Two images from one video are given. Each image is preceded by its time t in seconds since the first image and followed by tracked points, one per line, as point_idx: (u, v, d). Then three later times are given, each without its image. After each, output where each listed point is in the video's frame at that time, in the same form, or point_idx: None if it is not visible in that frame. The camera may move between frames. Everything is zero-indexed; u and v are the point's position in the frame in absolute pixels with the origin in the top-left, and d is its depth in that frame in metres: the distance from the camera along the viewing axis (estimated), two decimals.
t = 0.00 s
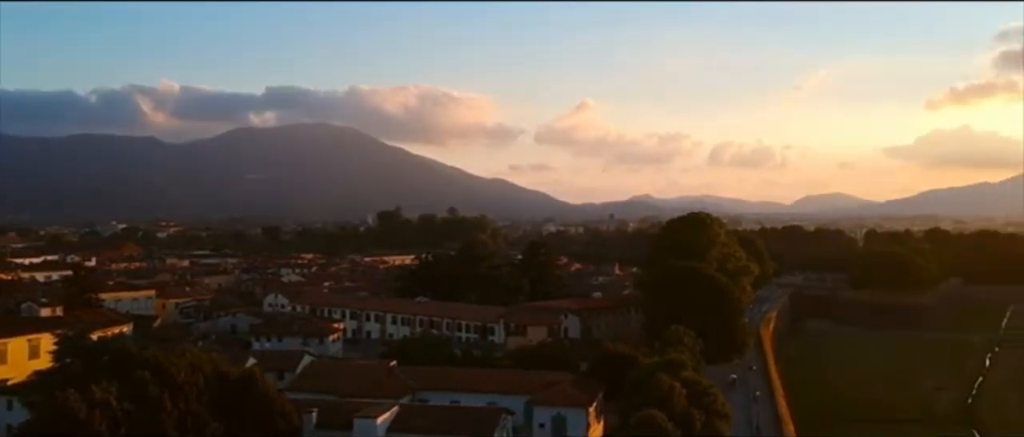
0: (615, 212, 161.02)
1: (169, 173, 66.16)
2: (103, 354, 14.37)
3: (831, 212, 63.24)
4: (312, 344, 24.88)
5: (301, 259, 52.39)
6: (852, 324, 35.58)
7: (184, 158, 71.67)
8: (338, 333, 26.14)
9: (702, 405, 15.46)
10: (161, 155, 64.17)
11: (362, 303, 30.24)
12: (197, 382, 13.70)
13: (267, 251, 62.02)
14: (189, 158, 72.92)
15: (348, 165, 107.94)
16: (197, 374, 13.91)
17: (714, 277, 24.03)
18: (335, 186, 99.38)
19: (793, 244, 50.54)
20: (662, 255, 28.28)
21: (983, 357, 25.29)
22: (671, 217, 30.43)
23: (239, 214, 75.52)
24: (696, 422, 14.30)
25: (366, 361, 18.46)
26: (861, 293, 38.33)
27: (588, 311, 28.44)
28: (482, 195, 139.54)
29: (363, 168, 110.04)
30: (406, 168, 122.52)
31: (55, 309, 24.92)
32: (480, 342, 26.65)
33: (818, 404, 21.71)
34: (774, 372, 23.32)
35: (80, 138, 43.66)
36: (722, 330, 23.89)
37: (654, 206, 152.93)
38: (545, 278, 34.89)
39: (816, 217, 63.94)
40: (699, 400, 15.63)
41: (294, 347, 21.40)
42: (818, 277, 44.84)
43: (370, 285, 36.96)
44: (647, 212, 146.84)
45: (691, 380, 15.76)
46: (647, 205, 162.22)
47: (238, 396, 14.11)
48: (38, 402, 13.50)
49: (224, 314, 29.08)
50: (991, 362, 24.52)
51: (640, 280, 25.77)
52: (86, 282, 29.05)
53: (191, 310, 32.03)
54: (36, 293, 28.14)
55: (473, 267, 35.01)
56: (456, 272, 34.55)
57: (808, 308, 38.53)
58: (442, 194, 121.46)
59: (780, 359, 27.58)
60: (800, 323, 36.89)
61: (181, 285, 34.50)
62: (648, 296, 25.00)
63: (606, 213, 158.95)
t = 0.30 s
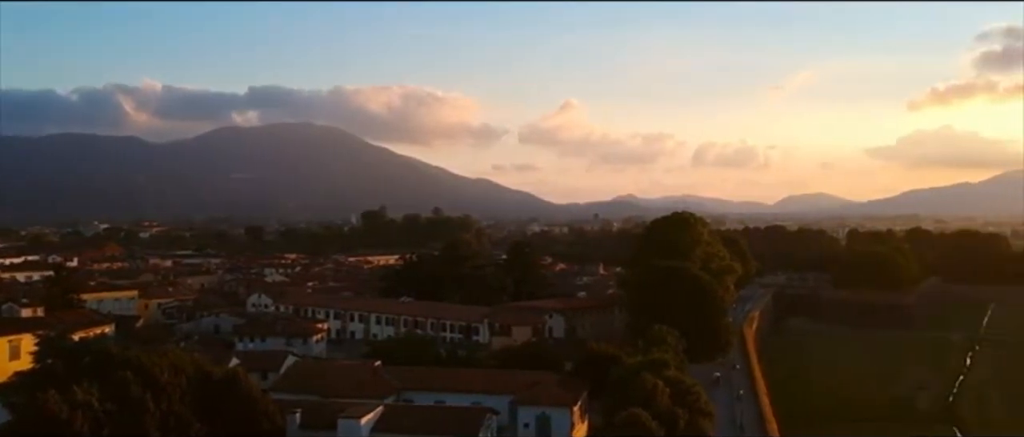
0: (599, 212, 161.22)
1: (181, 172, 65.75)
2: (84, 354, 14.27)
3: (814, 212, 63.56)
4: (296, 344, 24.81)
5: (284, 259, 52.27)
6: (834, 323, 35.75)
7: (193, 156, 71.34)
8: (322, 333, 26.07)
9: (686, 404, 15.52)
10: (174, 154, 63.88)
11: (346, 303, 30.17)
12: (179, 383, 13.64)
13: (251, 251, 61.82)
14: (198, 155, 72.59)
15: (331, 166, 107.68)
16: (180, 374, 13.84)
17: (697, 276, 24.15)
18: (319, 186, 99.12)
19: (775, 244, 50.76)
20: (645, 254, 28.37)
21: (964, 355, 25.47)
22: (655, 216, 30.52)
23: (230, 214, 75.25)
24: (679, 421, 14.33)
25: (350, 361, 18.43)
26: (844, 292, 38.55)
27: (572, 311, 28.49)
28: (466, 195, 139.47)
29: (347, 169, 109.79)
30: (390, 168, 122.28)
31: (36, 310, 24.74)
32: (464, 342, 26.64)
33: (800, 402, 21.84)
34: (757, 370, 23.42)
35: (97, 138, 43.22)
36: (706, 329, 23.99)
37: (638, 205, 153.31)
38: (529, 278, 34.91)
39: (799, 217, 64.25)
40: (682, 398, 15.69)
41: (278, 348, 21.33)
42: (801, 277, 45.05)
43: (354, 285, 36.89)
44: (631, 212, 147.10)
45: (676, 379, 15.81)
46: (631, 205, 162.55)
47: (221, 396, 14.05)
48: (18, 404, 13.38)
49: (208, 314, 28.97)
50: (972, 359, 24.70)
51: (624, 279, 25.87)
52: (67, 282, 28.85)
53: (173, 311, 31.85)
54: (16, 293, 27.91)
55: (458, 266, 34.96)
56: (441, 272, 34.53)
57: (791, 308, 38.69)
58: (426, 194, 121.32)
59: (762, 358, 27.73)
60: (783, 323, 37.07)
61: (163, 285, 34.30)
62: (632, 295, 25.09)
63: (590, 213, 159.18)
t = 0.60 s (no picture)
0: (582, 211, 161.41)
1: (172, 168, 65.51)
2: (64, 355, 14.20)
3: (795, 211, 63.87)
4: (277, 345, 24.74)
5: (266, 259, 52.10)
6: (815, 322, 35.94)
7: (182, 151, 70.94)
8: (303, 334, 26.00)
9: (668, 403, 15.58)
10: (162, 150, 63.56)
11: (328, 304, 30.09)
12: (160, 384, 13.60)
13: (232, 251, 61.61)
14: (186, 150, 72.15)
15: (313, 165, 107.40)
16: (161, 375, 13.79)
17: (679, 276, 24.25)
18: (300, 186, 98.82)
19: (756, 243, 50.97)
20: (628, 254, 28.43)
21: (943, 353, 25.69)
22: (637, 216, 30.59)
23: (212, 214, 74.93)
24: (662, 421, 14.38)
25: (331, 362, 18.38)
26: (825, 291, 38.77)
27: (554, 310, 28.54)
28: (449, 194, 139.37)
29: (329, 169, 109.50)
30: (372, 168, 121.97)
31: (13, 310, 24.54)
32: (446, 341, 26.61)
33: (781, 401, 21.98)
34: (738, 370, 23.54)
35: (93, 135, 42.96)
36: (687, 329, 24.09)
37: (620, 205, 153.56)
38: (511, 278, 34.93)
39: (780, 216, 64.55)
40: (665, 398, 15.74)
41: (259, 349, 21.24)
42: (782, 276, 45.28)
43: (336, 286, 36.81)
44: (613, 211, 147.35)
45: (658, 378, 15.86)
46: (614, 205, 162.81)
47: (203, 397, 14.00)
48: None
49: (188, 314, 28.84)
50: (951, 357, 24.90)
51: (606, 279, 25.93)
52: (45, 282, 28.64)
53: (154, 311, 31.67)
54: None
55: (440, 266, 34.94)
56: (423, 272, 34.49)
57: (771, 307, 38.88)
58: (408, 194, 121.13)
59: (744, 357, 27.86)
60: (764, 322, 37.23)
61: (144, 285, 34.11)
62: (614, 295, 25.15)
63: (573, 212, 159.40)
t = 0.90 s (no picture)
0: (564, 212, 161.60)
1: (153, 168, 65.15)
2: (42, 356, 14.09)
3: (776, 211, 64.16)
4: (258, 345, 24.68)
5: (247, 259, 51.90)
6: (795, 322, 36.13)
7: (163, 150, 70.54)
8: (284, 334, 25.93)
9: (649, 403, 15.64)
10: (144, 150, 63.15)
11: (309, 304, 30.01)
12: (139, 384, 13.51)
13: (212, 251, 61.36)
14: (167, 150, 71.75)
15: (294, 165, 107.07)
16: (140, 376, 13.71)
17: (661, 276, 24.34)
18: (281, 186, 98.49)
19: (737, 243, 51.18)
20: (610, 253, 28.50)
21: (921, 352, 25.90)
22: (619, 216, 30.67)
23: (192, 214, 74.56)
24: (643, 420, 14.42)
25: (313, 362, 18.34)
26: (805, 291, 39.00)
27: (536, 310, 28.56)
28: (431, 194, 139.21)
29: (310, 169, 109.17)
30: (354, 168, 121.76)
31: None
32: (428, 341, 26.58)
33: (762, 400, 22.10)
34: (719, 369, 23.66)
35: (75, 135, 42.58)
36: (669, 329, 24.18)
37: (602, 205, 153.83)
38: (492, 278, 34.93)
39: (761, 216, 64.86)
40: (646, 398, 15.79)
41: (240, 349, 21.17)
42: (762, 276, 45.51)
43: (316, 286, 36.71)
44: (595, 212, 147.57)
45: (639, 378, 15.91)
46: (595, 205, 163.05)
47: (183, 397, 13.93)
48: None
49: (169, 314, 28.70)
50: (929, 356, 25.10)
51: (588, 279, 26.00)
52: (24, 282, 28.41)
53: (133, 311, 31.49)
54: None
55: (422, 267, 34.91)
56: (404, 272, 34.44)
57: (752, 307, 39.06)
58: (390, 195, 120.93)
59: (725, 357, 27.98)
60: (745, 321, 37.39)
61: (123, 286, 33.91)
62: (597, 295, 25.22)
63: (555, 212, 159.60)
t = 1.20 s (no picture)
0: (546, 212, 161.72)
1: (133, 167, 64.78)
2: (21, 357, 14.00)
3: (757, 211, 64.41)
4: (239, 346, 24.59)
5: (228, 260, 51.66)
6: (776, 321, 36.30)
7: (143, 148, 70.04)
8: (266, 334, 25.83)
9: (631, 402, 15.68)
10: (125, 149, 62.90)
11: (290, 304, 29.90)
12: (119, 385, 13.43)
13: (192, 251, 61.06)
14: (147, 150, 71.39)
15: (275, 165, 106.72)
16: (120, 377, 13.63)
17: (643, 276, 24.42)
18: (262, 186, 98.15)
19: (718, 243, 51.37)
20: (593, 253, 28.58)
21: (901, 351, 26.05)
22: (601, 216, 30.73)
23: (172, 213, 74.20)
24: (624, 419, 14.46)
25: (295, 362, 18.27)
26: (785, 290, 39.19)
27: (518, 310, 28.57)
28: (413, 194, 139.04)
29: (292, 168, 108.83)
30: (336, 168, 121.50)
31: None
32: (410, 341, 26.54)
33: (743, 399, 22.18)
34: (701, 368, 23.76)
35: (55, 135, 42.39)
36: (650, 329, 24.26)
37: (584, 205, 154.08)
38: (474, 278, 34.89)
39: (743, 216, 65.09)
40: (628, 397, 15.83)
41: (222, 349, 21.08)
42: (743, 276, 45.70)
43: (298, 286, 36.57)
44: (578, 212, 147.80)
45: (621, 377, 15.95)
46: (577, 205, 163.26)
47: (163, 398, 13.86)
48: None
49: (149, 315, 28.52)
50: (908, 355, 25.27)
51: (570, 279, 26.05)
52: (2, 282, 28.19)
53: (113, 312, 31.29)
54: None
55: (403, 266, 34.83)
56: (386, 273, 34.36)
57: (733, 306, 39.22)
58: (372, 195, 120.69)
59: (706, 356, 28.07)
60: (726, 320, 37.54)
61: (103, 286, 33.72)
62: (579, 295, 25.28)
63: (538, 212, 159.69)
